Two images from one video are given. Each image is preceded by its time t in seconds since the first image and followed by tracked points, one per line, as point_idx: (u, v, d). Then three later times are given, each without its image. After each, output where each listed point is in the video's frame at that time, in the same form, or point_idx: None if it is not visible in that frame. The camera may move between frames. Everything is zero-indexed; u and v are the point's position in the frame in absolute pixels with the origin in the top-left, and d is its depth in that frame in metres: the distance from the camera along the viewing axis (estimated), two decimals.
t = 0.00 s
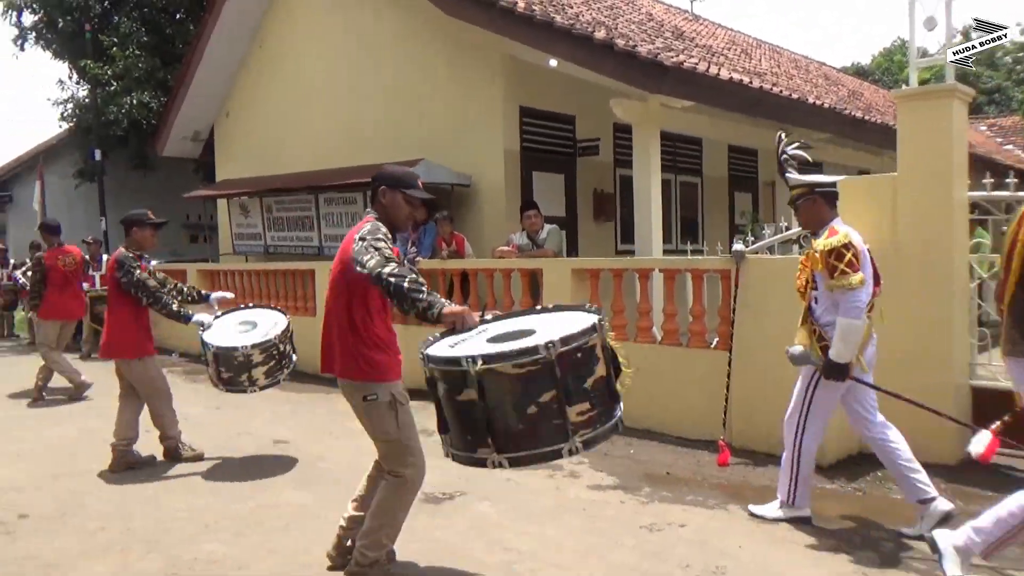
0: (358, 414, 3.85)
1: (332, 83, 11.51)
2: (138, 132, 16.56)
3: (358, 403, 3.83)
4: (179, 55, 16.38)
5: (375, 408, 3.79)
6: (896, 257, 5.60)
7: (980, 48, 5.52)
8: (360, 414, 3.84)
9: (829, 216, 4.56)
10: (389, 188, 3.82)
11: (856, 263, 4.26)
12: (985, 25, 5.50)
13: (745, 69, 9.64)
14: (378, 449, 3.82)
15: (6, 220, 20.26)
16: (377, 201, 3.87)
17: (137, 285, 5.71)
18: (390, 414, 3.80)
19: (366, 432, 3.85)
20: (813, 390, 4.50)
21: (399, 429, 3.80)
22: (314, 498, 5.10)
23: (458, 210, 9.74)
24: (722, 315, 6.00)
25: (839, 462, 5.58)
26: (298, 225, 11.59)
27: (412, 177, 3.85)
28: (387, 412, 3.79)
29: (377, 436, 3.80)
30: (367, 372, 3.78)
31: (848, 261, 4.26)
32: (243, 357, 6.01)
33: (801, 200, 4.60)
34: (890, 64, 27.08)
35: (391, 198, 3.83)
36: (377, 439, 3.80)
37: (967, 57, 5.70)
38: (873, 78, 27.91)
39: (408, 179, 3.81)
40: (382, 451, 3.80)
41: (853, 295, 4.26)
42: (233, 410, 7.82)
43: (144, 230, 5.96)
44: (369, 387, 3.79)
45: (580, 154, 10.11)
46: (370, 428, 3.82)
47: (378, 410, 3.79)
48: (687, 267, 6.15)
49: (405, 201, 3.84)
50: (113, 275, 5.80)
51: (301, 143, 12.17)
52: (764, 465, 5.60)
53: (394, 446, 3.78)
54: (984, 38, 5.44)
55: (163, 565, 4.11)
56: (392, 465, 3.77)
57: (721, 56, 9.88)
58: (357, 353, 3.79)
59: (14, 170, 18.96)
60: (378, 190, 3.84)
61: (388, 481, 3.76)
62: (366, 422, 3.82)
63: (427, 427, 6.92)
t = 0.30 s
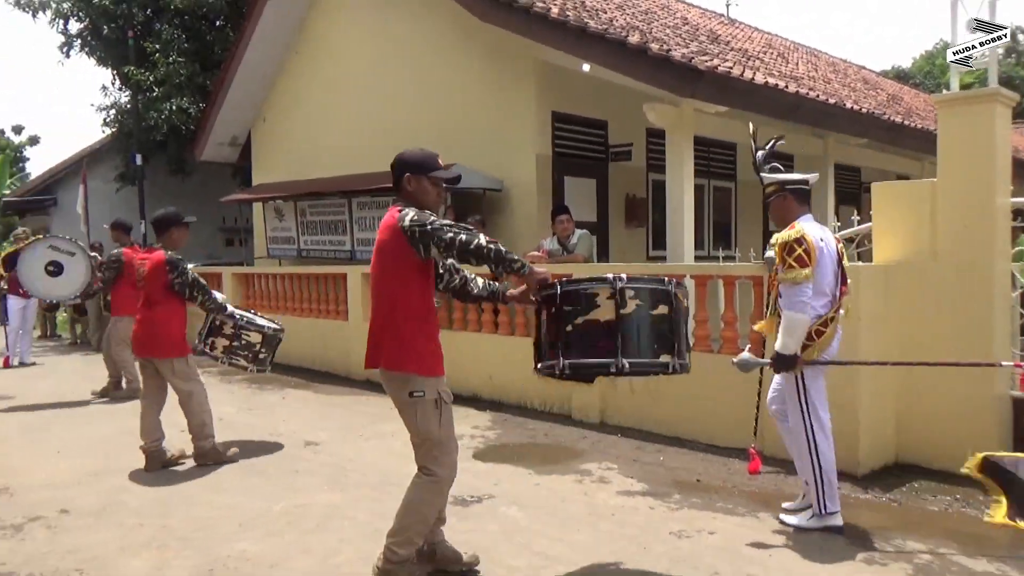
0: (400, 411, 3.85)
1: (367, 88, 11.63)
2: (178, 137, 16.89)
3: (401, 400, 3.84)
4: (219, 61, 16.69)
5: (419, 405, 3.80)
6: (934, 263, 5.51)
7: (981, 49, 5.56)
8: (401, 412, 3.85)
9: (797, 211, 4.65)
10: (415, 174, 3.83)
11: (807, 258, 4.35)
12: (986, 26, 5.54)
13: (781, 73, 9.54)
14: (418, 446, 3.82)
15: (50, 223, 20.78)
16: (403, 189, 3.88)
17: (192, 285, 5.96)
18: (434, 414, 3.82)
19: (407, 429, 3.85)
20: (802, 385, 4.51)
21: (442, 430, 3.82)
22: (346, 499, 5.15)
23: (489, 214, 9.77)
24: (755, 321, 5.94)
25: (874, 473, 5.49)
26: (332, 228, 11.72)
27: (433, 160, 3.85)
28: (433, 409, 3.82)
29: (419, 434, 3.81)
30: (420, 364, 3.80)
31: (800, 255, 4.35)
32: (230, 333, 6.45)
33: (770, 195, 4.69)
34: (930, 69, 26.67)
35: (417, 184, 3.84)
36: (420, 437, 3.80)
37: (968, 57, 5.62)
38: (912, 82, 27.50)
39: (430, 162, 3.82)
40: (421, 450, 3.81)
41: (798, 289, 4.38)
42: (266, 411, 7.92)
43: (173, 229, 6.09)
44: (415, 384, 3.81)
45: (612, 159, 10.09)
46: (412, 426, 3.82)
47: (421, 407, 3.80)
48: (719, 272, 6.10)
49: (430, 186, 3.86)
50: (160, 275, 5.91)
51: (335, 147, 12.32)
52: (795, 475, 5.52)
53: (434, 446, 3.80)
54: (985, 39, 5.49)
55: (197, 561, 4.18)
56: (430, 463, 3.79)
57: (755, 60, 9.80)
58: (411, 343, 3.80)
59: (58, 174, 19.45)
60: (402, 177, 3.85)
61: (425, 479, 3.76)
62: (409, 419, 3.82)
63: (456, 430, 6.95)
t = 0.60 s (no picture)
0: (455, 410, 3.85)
1: (388, 86, 11.67)
2: (199, 135, 17.05)
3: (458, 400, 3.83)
4: (240, 60, 16.82)
5: (481, 408, 3.80)
6: (956, 261, 5.45)
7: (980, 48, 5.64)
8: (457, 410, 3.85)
9: (747, 221, 4.81)
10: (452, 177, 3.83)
11: (748, 262, 4.57)
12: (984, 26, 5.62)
13: (803, 70, 9.46)
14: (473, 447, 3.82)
15: (75, 220, 21.06)
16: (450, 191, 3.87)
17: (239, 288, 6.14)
18: (492, 418, 3.83)
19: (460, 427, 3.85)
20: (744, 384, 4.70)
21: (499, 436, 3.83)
22: (365, 494, 5.19)
23: (508, 212, 9.78)
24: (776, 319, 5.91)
25: (896, 473, 5.44)
26: (352, 226, 11.78)
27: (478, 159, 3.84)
28: (489, 412, 3.82)
29: (474, 435, 3.81)
30: (478, 371, 3.78)
31: (742, 260, 4.59)
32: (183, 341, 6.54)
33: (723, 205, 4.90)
34: (954, 66, 26.34)
35: (462, 186, 3.83)
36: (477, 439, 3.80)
37: (969, 58, 5.67)
38: (936, 79, 27.16)
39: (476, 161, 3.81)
40: (474, 451, 3.82)
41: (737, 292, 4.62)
42: (287, 407, 7.99)
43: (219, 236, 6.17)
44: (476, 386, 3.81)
45: (632, 157, 10.06)
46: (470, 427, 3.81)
47: (481, 412, 3.80)
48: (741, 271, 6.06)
49: (476, 186, 3.85)
50: (220, 277, 6.03)
51: (356, 145, 12.38)
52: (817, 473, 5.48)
53: (489, 449, 3.80)
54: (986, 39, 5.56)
55: (219, 554, 4.23)
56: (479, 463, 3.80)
57: (777, 56, 9.73)
58: (464, 355, 3.78)
59: (82, 172, 19.69)
60: (449, 180, 3.83)
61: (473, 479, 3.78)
62: (467, 420, 3.82)
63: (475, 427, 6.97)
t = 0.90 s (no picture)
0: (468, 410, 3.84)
1: (401, 86, 11.70)
2: (214, 136, 17.15)
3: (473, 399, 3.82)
4: (254, 60, 16.92)
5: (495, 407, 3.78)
6: (972, 261, 5.41)
7: (981, 49, 5.73)
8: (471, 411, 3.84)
9: (709, 217, 5.06)
10: (485, 179, 3.86)
11: (711, 258, 4.81)
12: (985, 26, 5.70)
13: (817, 68, 9.40)
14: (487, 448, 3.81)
15: (91, 221, 21.23)
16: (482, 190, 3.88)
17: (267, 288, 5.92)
18: (503, 418, 3.80)
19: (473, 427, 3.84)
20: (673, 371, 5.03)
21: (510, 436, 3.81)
22: (378, 494, 5.20)
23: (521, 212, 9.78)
24: (790, 320, 5.87)
25: (912, 475, 5.39)
26: (365, 226, 11.82)
27: (517, 166, 3.83)
28: (501, 413, 3.80)
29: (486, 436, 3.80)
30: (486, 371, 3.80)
31: (704, 256, 4.82)
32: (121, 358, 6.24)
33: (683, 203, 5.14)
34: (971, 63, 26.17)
35: (495, 188, 3.85)
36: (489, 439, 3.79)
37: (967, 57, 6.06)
38: (951, 76, 27.00)
39: (512, 169, 3.81)
40: (485, 451, 3.81)
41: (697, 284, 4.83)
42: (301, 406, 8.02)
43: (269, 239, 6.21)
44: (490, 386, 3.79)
45: (645, 157, 10.03)
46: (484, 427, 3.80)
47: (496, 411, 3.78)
48: (755, 271, 6.03)
49: (510, 191, 3.84)
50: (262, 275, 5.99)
51: (369, 145, 12.42)
52: (832, 474, 5.44)
53: (500, 450, 3.79)
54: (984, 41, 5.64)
55: (233, 553, 4.25)
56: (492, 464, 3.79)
57: (791, 55, 9.68)
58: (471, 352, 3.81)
59: (98, 172, 19.85)
60: (484, 179, 3.87)
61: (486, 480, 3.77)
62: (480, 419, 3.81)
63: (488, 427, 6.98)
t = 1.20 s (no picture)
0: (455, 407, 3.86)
1: (412, 87, 11.73)
2: (226, 137, 17.23)
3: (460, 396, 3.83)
4: (265, 62, 16.99)
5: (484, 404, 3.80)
6: (987, 260, 5.37)
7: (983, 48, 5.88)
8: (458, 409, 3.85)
9: (653, 223, 5.30)
10: (484, 183, 3.87)
11: (648, 265, 5.07)
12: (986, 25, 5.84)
13: (829, 67, 9.35)
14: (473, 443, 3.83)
15: (104, 222, 21.39)
16: (484, 187, 3.88)
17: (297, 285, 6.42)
18: (493, 414, 3.84)
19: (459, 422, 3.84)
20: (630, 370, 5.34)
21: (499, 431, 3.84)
22: (391, 493, 5.22)
23: (532, 212, 9.79)
24: (803, 319, 5.86)
25: (925, 475, 5.36)
26: (376, 227, 11.85)
27: (520, 175, 3.88)
28: (490, 410, 3.82)
29: (473, 431, 3.82)
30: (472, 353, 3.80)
31: (642, 262, 5.09)
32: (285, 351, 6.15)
33: (632, 204, 5.33)
34: (984, 63, 26.10)
35: (499, 191, 3.85)
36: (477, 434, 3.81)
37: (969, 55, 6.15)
38: (964, 76, 26.82)
39: (516, 176, 3.85)
40: (474, 447, 3.82)
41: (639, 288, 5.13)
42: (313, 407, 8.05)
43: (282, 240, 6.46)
44: (480, 382, 3.80)
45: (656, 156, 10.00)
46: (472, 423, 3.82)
47: (485, 408, 3.81)
48: (766, 271, 6.01)
49: (511, 198, 3.86)
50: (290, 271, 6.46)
51: (380, 146, 12.45)
52: (844, 475, 5.42)
53: (489, 446, 3.81)
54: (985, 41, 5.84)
55: (246, 552, 4.27)
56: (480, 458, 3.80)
57: (804, 54, 9.64)
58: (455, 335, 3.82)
59: (111, 174, 19.98)
60: (489, 179, 3.86)
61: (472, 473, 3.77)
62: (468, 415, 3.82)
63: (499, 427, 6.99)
